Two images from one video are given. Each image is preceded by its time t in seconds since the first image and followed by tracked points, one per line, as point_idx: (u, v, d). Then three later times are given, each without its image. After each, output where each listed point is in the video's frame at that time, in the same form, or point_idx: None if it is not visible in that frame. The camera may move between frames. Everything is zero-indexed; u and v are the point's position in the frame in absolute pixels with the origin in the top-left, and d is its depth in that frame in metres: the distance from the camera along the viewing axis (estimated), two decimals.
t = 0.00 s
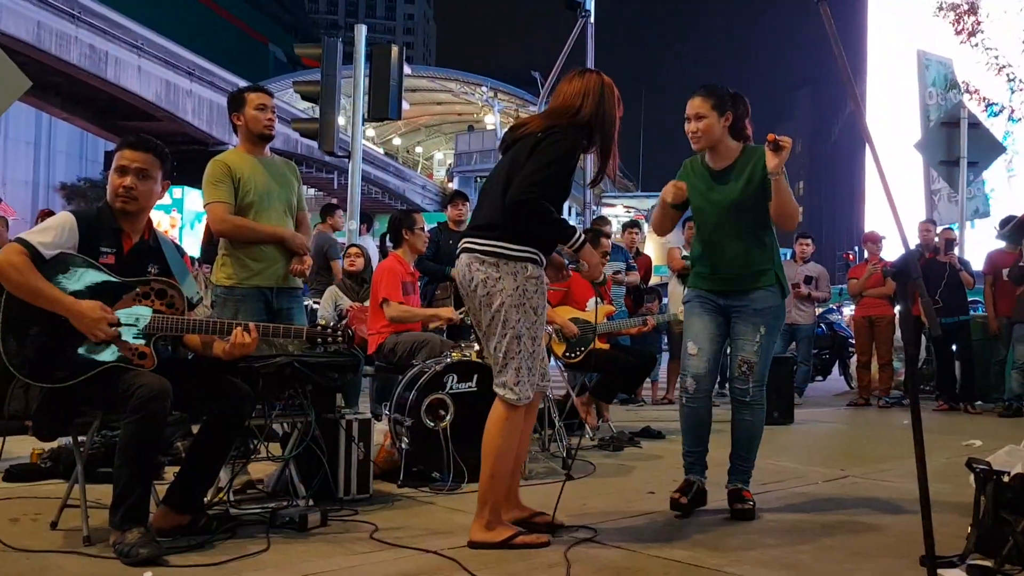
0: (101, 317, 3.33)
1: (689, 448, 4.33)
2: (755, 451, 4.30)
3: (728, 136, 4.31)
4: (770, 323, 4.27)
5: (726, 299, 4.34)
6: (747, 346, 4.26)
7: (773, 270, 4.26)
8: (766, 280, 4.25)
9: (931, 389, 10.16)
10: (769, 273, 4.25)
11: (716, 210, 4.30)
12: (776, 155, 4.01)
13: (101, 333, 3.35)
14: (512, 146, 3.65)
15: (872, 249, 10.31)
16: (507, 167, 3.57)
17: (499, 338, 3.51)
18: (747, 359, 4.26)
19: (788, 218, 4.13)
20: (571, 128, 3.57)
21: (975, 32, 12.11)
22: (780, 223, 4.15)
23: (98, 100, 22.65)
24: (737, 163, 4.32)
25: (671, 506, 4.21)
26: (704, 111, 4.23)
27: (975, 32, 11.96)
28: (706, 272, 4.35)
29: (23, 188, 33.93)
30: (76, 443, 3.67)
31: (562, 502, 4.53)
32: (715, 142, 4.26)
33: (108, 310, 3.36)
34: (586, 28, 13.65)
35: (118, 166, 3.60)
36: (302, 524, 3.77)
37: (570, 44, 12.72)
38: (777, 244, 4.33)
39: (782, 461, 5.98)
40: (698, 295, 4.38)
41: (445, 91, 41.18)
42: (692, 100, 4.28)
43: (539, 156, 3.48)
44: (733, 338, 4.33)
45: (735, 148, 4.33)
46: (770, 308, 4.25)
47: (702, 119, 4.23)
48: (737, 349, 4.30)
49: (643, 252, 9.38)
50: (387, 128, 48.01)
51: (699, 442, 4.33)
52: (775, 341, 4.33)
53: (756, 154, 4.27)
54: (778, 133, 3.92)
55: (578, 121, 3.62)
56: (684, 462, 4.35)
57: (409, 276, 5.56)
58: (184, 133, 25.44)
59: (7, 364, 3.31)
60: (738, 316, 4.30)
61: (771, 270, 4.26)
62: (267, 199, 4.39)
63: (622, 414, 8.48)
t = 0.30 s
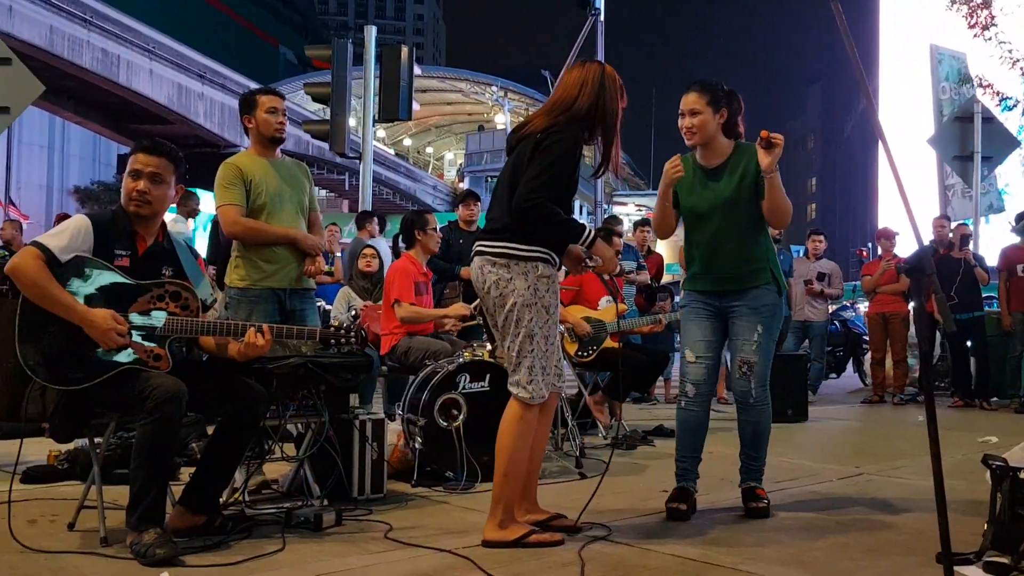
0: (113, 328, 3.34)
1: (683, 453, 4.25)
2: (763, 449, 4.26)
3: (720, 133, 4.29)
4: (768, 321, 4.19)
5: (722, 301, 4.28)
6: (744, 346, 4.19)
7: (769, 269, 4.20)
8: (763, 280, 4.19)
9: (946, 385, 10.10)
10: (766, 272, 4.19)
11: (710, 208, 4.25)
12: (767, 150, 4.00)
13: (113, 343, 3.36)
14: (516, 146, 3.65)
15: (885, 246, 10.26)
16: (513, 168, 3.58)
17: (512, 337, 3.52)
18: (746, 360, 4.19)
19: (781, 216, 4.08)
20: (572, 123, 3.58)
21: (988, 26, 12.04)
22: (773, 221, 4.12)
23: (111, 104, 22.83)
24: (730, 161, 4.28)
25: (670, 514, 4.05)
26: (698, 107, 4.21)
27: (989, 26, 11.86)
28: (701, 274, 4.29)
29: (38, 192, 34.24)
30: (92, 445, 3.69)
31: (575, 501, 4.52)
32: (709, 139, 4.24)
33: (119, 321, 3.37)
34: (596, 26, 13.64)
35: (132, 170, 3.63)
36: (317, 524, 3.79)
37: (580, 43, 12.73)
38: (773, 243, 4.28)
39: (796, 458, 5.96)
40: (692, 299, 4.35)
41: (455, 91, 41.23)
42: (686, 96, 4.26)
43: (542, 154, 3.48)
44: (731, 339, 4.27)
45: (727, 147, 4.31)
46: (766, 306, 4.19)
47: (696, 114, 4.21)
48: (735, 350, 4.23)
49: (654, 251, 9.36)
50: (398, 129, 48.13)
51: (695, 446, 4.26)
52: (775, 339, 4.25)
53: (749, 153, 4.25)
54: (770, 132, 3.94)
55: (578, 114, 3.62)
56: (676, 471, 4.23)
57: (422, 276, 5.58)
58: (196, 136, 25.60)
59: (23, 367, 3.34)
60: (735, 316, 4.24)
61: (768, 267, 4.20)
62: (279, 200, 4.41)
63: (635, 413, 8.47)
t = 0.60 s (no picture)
0: (131, 331, 3.33)
1: (697, 450, 4.21)
2: (764, 436, 4.22)
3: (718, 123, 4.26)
4: (763, 309, 4.12)
5: (715, 292, 4.22)
6: (739, 336, 4.11)
7: (762, 259, 4.15)
8: (757, 270, 4.13)
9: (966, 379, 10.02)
10: (759, 262, 4.14)
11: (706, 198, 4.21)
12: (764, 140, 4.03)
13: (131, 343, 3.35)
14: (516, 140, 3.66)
15: (904, 239, 10.19)
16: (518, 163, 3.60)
17: (527, 332, 3.54)
18: (741, 350, 4.11)
19: (777, 208, 4.08)
20: (563, 107, 3.55)
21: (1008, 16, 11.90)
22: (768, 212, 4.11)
23: (128, 103, 22.98)
24: (728, 150, 4.24)
25: (687, 510, 4.05)
26: (699, 95, 4.15)
27: (1009, 16, 11.73)
28: (693, 265, 4.24)
29: (57, 192, 34.52)
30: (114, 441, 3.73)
31: (593, 496, 4.52)
32: (707, 128, 4.20)
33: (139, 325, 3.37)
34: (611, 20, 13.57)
35: (154, 171, 3.64)
36: (336, 519, 3.82)
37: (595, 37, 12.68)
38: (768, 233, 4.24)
39: (815, 453, 5.94)
40: (685, 292, 4.29)
41: (470, 87, 41.23)
42: (686, 84, 4.21)
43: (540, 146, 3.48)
44: (726, 330, 4.20)
45: (724, 136, 4.27)
46: (759, 295, 4.12)
47: (697, 102, 4.16)
48: (730, 341, 4.15)
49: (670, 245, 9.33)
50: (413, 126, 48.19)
51: (706, 442, 4.22)
52: (770, 328, 4.17)
53: (747, 143, 4.22)
54: (766, 120, 3.98)
55: (569, 94, 3.59)
56: (692, 468, 4.21)
57: (438, 273, 5.59)
58: (213, 135, 25.74)
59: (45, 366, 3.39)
60: (728, 307, 4.18)
61: (761, 257, 4.15)
62: (295, 198, 4.43)
63: (652, 408, 8.46)
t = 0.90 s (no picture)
0: (150, 312, 3.39)
1: (709, 445, 4.21)
2: (777, 427, 4.20)
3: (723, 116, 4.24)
4: (776, 297, 4.11)
5: (724, 284, 4.20)
6: (757, 324, 4.09)
7: (770, 251, 4.15)
8: (766, 261, 4.13)
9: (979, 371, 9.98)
10: (766, 254, 4.13)
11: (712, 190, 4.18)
12: (778, 135, 4.03)
13: (151, 329, 3.42)
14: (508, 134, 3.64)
15: (916, 231, 10.14)
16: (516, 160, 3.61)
17: (542, 327, 3.54)
18: (761, 337, 4.08)
19: (784, 201, 4.09)
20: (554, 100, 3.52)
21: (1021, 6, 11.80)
22: (776, 207, 4.11)
23: (139, 99, 23.07)
24: (734, 142, 4.24)
25: (699, 503, 4.06)
26: (707, 85, 4.12)
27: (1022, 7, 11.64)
28: (699, 258, 4.21)
29: (70, 187, 34.70)
30: (128, 436, 3.75)
31: (604, 490, 4.53)
32: (713, 119, 4.17)
33: (157, 307, 3.43)
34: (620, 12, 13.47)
35: (174, 169, 3.66)
36: (350, 512, 3.84)
37: (605, 30, 12.65)
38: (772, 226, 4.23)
39: (827, 446, 5.93)
40: (694, 287, 4.25)
41: (480, 81, 41.19)
42: (692, 75, 4.18)
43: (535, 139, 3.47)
44: (740, 321, 4.17)
45: (730, 129, 4.26)
46: (772, 283, 4.12)
47: (703, 92, 4.13)
48: (748, 330, 4.12)
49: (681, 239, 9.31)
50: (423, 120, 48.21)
51: (719, 437, 4.22)
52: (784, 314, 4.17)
53: (754, 136, 4.23)
54: (783, 113, 3.99)
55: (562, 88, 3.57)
56: (705, 462, 4.21)
57: (449, 267, 5.60)
58: (223, 130, 25.82)
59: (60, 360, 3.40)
60: (741, 297, 4.15)
61: (768, 250, 4.15)
62: (307, 194, 4.44)
63: (664, 401, 8.46)
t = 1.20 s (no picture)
0: (158, 316, 3.41)
1: (717, 443, 4.19)
2: (784, 426, 4.18)
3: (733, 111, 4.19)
4: (787, 295, 4.13)
5: (735, 281, 4.19)
6: (769, 322, 4.10)
7: (778, 248, 4.18)
8: (775, 258, 4.15)
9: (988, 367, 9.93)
10: (774, 251, 4.16)
11: (723, 185, 4.15)
12: (791, 133, 3.99)
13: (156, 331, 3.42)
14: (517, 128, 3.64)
15: (924, 226, 10.10)
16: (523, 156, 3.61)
17: (549, 324, 3.53)
18: (774, 335, 4.08)
19: (795, 197, 4.07)
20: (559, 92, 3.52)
21: None
22: (788, 203, 4.08)
23: (147, 97, 23.12)
24: (744, 137, 4.22)
25: (708, 501, 4.04)
26: (718, 80, 4.08)
27: None
28: (709, 254, 4.19)
29: (78, 185, 34.79)
30: (136, 436, 3.76)
31: (612, 487, 4.51)
32: (724, 114, 4.12)
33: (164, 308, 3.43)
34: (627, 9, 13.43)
35: (200, 175, 3.64)
36: (358, 511, 3.83)
37: (612, 27, 12.62)
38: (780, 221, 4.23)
39: (836, 442, 5.91)
40: (703, 284, 4.22)
41: (486, 77, 41.16)
42: (702, 69, 4.14)
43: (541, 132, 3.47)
44: (751, 319, 4.17)
45: (739, 124, 4.22)
46: (782, 281, 4.14)
47: (714, 86, 4.09)
48: (760, 329, 4.12)
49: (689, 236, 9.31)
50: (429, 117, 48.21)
51: (727, 434, 4.20)
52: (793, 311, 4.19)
53: (764, 132, 4.22)
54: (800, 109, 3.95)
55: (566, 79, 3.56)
56: (713, 459, 4.20)
57: (456, 264, 5.59)
58: (230, 128, 25.87)
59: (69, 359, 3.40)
60: (751, 295, 4.15)
61: (775, 246, 4.17)
62: (316, 192, 4.43)
63: (671, 398, 8.44)
